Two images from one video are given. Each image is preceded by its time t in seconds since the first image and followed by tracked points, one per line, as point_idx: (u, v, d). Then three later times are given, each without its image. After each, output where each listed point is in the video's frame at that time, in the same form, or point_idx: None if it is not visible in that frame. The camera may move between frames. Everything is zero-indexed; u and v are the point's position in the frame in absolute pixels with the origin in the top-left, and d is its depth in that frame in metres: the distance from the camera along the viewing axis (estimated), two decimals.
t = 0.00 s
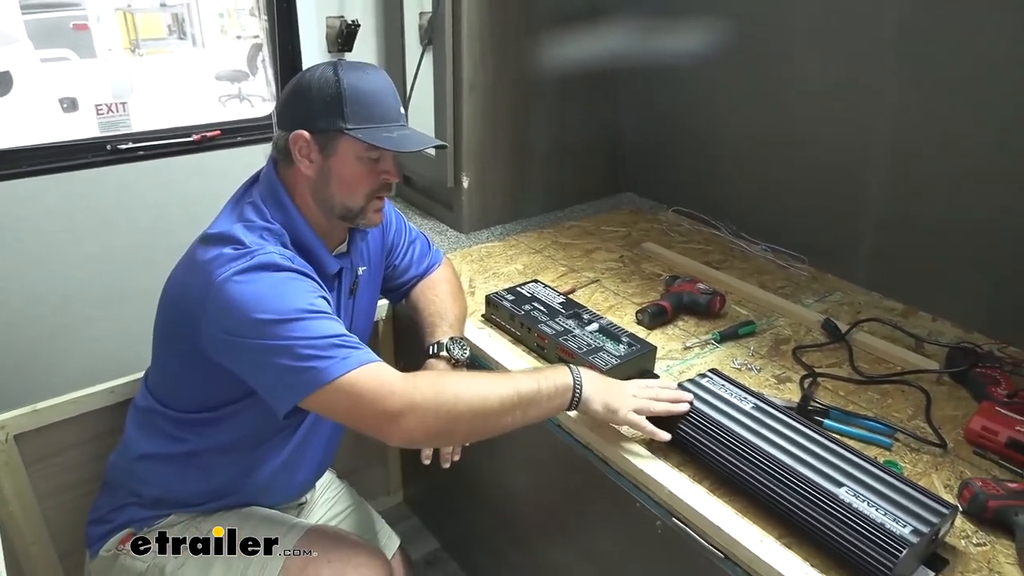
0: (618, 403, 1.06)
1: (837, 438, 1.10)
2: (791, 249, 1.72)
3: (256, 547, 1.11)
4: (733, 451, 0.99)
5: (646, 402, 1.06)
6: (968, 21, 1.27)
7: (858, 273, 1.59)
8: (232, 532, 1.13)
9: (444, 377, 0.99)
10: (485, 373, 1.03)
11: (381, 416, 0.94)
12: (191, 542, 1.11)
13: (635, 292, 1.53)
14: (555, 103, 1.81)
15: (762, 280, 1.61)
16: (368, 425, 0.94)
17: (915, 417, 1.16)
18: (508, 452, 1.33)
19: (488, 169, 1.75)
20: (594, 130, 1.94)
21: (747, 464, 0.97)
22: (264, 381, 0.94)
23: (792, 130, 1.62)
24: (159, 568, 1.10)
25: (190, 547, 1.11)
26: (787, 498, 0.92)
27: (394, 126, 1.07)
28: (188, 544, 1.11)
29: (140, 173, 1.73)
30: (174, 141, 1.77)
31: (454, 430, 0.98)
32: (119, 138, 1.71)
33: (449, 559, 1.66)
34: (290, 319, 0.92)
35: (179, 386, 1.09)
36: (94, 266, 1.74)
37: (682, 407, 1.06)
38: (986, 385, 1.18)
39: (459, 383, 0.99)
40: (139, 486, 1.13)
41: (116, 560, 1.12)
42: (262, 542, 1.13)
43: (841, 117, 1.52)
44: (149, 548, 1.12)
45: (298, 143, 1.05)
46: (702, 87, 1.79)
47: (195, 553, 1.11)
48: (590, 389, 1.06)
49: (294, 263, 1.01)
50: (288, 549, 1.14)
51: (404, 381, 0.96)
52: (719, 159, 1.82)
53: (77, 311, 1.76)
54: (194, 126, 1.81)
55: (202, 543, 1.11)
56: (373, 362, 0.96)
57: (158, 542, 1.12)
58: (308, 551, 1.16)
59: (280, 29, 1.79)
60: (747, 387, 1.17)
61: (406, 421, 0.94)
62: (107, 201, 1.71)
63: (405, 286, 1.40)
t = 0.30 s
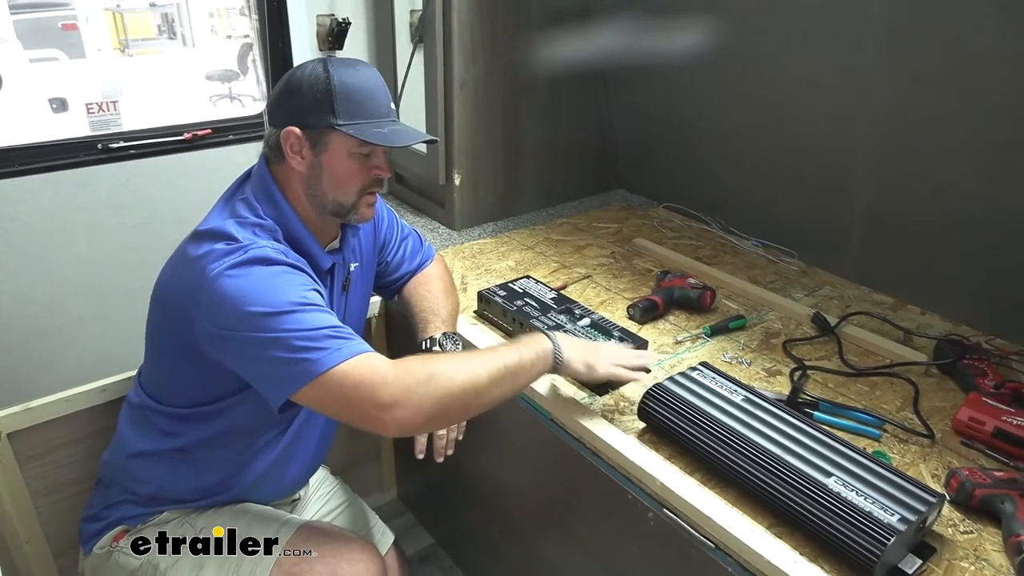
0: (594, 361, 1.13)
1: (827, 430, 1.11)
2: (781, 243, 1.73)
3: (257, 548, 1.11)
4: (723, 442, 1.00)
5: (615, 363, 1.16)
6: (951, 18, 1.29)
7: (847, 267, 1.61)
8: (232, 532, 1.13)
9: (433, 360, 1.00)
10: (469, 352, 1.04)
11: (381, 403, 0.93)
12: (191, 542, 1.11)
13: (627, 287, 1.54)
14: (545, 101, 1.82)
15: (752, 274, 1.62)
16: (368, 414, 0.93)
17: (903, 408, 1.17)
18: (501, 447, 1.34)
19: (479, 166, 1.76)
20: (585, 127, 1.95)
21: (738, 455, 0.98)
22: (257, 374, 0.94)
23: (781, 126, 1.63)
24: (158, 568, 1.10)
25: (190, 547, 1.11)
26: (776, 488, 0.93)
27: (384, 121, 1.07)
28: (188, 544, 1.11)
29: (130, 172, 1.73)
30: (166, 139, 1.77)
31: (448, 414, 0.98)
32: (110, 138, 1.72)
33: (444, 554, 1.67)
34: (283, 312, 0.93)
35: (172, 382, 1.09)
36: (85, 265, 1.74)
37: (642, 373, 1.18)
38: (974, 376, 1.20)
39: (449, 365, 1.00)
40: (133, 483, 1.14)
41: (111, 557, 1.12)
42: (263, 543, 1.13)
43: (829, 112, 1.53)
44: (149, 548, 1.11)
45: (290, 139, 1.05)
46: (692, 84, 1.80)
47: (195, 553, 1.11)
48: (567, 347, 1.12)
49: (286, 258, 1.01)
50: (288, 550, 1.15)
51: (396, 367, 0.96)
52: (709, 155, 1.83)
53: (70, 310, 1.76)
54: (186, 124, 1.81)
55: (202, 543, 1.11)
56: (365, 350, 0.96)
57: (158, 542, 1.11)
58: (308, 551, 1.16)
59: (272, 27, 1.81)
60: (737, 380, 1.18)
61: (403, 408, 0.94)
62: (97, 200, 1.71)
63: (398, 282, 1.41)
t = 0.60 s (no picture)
0: (578, 359, 1.14)
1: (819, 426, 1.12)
2: (774, 241, 1.74)
3: (259, 548, 1.12)
4: (716, 438, 1.01)
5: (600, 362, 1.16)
6: (944, 16, 1.29)
7: (840, 264, 1.62)
8: (232, 532, 1.13)
9: (422, 361, 1.01)
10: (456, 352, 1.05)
11: (372, 402, 0.93)
12: (191, 542, 1.11)
13: (621, 285, 1.54)
14: (540, 99, 1.82)
15: (746, 272, 1.62)
16: (359, 413, 0.93)
17: (896, 404, 1.18)
18: (496, 444, 1.34)
19: (474, 164, 1.76)
20: (579, 126, 1.96)
21: (731, 451, 0.99)
22: (249, 373, 0.94)
23: (774, 124, 1.64)
24: (157, 569, 1.09)
25: (190, 547, 1.11)
26: (770, 483, 0.94)
27: (370, 125, 1.06)
28: (188, 544, 1.11)
29: (124, 171, 1.72)
30: (161, 139, 1.77)
31: (438, 414, 0.99)
32: (104, 137, 1.71)
33: (439, 552, 1.67)
34: (275, 313, 0.93)
35: (165, 381, 1.09)
36: (79, 264, 1.74)
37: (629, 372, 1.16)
38: (965, 372, 1.20)
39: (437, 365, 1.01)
40: (128, 481, 1.14)
41: (106, 555, 1.13)
42: (263, 542, 1.13)
43: (822, 110, 1.54)
44: (149, 548, 1.11)
45: (277, 143, 1.06)
46: (686, 83, 1.81)
47: (194, 553, 1.11)
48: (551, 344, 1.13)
49: (280, 257, 1.01)
50: (288, 550, 1.15)
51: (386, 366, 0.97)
52: (702, 153, 1.83)
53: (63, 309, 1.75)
54: (180, 123, 1.81)
55: (202, 543, 1.11)
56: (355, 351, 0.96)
57: (157, 542, 1.11)
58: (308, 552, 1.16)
59: (266, 26, 1.80)
60: (731, 377, 1.18)
61: (394, 407, 0.95)
62: (91, 199, 1.70)
63: (392, 281, 1.41)
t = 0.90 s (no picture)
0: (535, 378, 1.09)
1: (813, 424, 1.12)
2: (767, 240, 1.75)
3: (259, 548, 1.12)
4: (710, 436, 1.01)
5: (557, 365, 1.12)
6: (934, 14, 1.30)
7: (833, 262, 1.62)
8: (232, 532, 1.13)
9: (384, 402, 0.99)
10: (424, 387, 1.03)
11: (354, 441, 0.94)
12: (191, 542, 1.11)
13: (615, 284, 1.55)
14: (533, 100, 1.83)
15: (739, 271, 1.63)
16: (342, 454, 0.95)
17: (888, 401, 1.18)
18: (491, 445, 1.34)
19: (468, 165, 1.76)
20: (572, 126, 1.96)
21: (725, 449, 0.99)
22: (234, 395, 0.95)
23: (767, 124, 1.65)
24: (156, 569, 1.10)
25: (190, 547, 1.11)
26: (764, 481, 0.94)
27: (347, 121, 1.05)
28: (188, 544, 1.11)
29: (117, 173, 1.72)
30: (153, 141, 1.76)
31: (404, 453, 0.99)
32: (96, 139, 1.71)
33: (435, 552, 1.67)
34: (264, 342, 0.93)
35: (159, 384, 1.09)
36: (72, 267, 1.73)
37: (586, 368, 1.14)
38: (957, 369, 1.21)
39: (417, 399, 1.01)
40: (123, 484, 1.13)
41: (101, 557, 1.13)
42: (263, 542, 1.14)
43: (814, 110, 1.54)
44: (149, 548, 1.11)
45: (259, 146, 1.06)
46: (678, 83, 1.81)
47: (194, 553, 1.11)
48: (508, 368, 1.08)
49: (275, 271, 1.01)
50: (288, 550, 1.14)
51: (367, 404, 0.97)
52: (695, 153, 1.84)
53: (57, 312, 1.75)
54: (172, 125, 1.81)
55: (202, 543, 1.11)
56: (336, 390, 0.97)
57: (157, 543, 1.11)
58: (308, 552, 1.15)
59: (259, 28, 1.81)
60: (725, 375, 1.19)
61: (355, 456, 0.95)
62: (84, 201, 1.70)
63: (386, 281, 1.41)
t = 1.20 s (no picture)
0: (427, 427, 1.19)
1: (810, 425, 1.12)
2: (764, 241, 1.75)
3: (259, 548, 1.12)
4: (707, 437, 1.01)
5: (443, 414, 1.22)
6: (933, 14, 1.30)
7: (830, 263, 1.62)
8: (232, 532, 1.12)
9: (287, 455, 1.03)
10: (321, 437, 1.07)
11: (257, 500, 0.99)
12: (191, 542, 1.11)
13: (612, 285, 1.55)
14: (531, 101, 1.83)
15: (736, 272, 1.63)
16: (247, 511, 1.00)
17: (885, 402, 1.18)
18: (488, 445, 1.34)
19: (466, 166, 1.76)
20: (570, 127, 1.96)
21: (723, 450, 0.99)
22: (184, 428, 0.97)
23: (765, 124, 1.65)
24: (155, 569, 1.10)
25: (190, 547, 1.11)
26: (762, 483, 0.94)
27: (341, 126, 1.05)
28: (188, 544, 1.11)
29: (115, 173, 1.71)
30: (150, 142, 1.76)
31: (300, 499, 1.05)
32: (92, 140, 1.70)
33: (433, 553, 1.67)
34: (227, 388, 0.96)
35: (155, 389, 1.09)
36: (69, 267, 1.73)
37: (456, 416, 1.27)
38: (954, 370, 1.21)
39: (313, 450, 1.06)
40: (120, 486, 1.13)
41: (99, 559, 1.13)
42: (263, 542, 1.14)
43: (812, 110, 1.55)
44: (149, 548, 1.12)
45: (255, 152, 1.06)
46: (676, 84, 1.81)
47: (194, 553, 1.11)
48: (404, 425, 1.15)
49: (268, 298, 1.01)
50: (288, 550, 1.14)
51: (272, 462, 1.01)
52: (693, 154, 1.84)
53: (54, 312, 1.74)
54: (169, 126, 1.80)
55: (202, 542, 1.11)
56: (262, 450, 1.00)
57: (157, 543, 1.12)
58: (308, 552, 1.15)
59: (256, 30, 1.80)
60: (722, 376, 1.19)
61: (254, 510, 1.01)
62: (81, 202, 1.69)
63: (385, 283, 1.41)
